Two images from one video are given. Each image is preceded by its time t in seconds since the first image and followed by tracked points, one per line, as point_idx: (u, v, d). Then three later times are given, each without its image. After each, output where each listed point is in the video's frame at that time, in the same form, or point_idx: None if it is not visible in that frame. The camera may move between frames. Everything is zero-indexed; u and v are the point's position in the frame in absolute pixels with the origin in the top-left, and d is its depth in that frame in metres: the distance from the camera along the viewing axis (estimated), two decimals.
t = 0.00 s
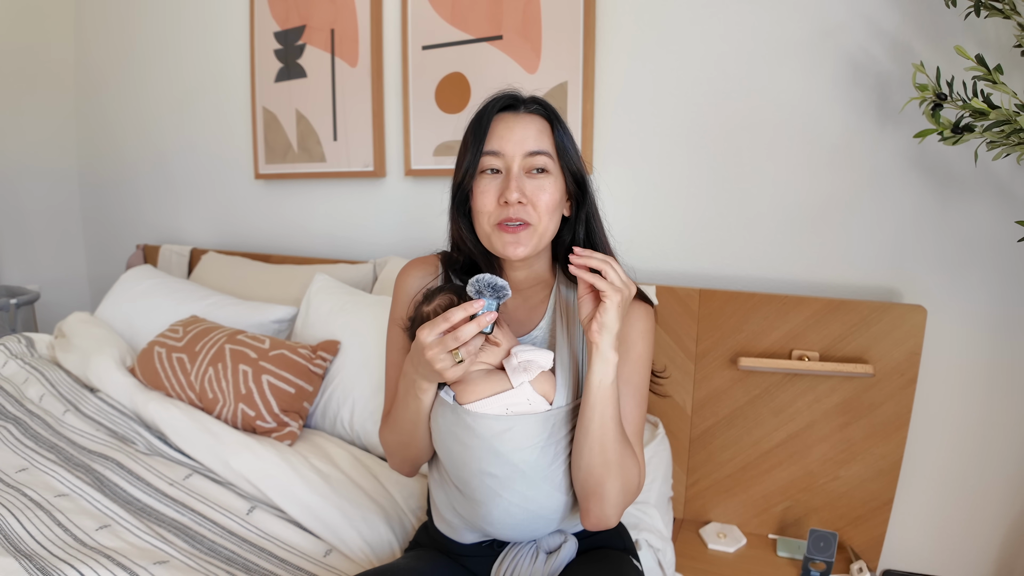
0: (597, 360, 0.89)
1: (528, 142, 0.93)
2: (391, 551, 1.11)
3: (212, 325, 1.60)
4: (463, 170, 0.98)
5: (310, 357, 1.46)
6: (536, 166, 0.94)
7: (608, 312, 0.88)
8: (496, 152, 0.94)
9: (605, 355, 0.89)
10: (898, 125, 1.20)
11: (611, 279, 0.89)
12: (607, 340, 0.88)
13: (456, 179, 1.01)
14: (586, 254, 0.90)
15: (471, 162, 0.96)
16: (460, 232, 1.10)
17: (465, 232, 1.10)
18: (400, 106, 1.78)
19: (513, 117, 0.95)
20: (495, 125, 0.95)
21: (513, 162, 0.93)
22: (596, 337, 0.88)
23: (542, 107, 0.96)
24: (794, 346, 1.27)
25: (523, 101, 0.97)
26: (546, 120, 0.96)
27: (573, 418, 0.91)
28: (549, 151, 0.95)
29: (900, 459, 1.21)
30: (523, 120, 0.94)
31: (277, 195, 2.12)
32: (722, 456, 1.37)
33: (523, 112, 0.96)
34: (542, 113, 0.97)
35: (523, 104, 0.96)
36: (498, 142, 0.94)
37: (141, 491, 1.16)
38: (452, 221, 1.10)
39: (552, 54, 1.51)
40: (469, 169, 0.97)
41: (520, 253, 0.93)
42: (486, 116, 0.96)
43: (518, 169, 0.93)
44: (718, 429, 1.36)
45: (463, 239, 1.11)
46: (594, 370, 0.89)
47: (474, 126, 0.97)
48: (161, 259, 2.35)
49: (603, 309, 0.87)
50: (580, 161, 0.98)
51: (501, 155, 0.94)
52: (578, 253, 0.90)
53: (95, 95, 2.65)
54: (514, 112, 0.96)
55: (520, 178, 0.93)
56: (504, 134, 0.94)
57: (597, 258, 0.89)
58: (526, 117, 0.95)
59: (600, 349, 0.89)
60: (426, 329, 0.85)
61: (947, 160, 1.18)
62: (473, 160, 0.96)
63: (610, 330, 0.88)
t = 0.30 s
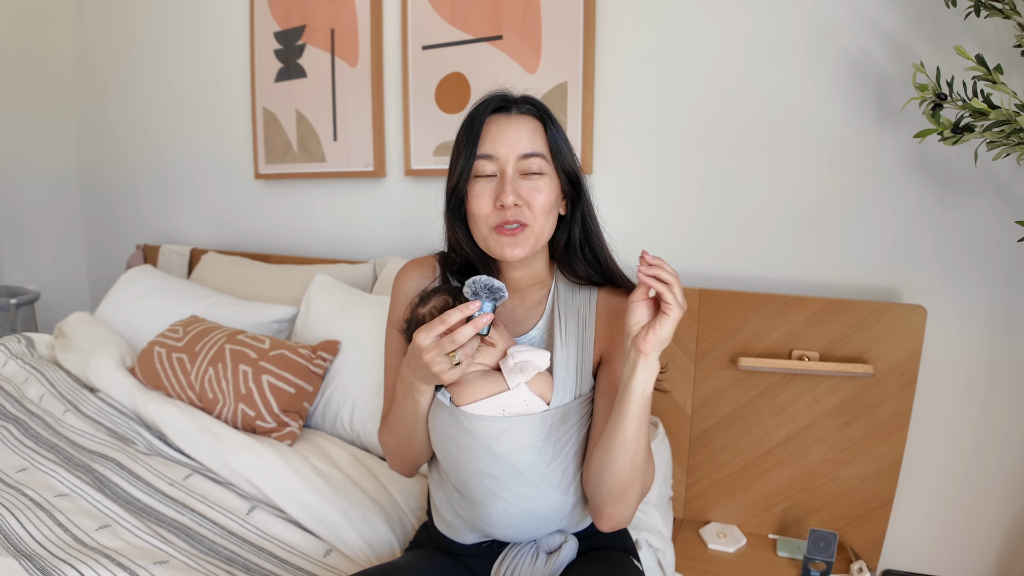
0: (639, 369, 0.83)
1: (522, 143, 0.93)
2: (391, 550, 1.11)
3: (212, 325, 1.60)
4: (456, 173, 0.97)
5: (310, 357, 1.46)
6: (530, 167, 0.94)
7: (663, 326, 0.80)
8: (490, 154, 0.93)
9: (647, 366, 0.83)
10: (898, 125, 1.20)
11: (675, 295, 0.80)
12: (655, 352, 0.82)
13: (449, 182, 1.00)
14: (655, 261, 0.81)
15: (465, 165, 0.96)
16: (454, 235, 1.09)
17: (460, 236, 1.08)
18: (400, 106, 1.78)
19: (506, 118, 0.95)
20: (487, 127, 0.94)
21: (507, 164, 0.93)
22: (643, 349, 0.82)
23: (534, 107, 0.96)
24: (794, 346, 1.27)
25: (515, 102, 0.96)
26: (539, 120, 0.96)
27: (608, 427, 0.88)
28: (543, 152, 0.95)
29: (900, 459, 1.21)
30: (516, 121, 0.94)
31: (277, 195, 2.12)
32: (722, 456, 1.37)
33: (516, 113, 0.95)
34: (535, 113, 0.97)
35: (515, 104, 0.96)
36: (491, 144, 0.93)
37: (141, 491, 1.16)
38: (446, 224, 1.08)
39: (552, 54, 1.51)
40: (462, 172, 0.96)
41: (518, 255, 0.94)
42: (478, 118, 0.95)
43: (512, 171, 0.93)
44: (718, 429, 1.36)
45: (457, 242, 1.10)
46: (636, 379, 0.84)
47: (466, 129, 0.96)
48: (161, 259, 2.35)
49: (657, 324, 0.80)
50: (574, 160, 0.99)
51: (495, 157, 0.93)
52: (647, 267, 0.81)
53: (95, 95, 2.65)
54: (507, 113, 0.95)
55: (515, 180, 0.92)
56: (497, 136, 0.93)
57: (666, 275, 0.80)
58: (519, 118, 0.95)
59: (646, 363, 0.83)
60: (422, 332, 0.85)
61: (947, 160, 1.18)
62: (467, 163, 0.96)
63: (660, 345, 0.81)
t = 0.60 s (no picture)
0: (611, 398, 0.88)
1: (528, 147, 0.93)
2: (392, 551, 1.11)
3: (212, 325, 1.60)
4: (460, 176, 0.97)
5: (310, 357, 1.46)
6: (536, 171, 0.94)
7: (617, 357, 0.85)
8: (496, 158, 0.93)
9: (615, 393, 0.87)
10: (898, 125, 1.20)
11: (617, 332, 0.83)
12: (618, 384, 0.86)
13: (453, 185, 0.99)
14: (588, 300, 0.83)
15: (470, 169, 0.95)
16: (457, 238, 1.08)
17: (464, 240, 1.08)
18: (400, 106, 1.78)
19: (511, 120, 0.94)
20: (492, 130, 0.94)
21: (514, 168, 0.93)
22: (604, 382, 0.87)
23: (540, 108, 0.96)
24: (794, 346, 1.27)
25: (520, 103, 0.96)
26: (544, 122, 0.96)
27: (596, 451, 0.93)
28: (549, 155, 0.95)
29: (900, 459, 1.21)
30: (522, 123, 0.94)
31: (277, 195, 2.12)
32: (722, 456, 1.37)
33: (521, 114, 0.95)
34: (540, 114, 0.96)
35: (520, 106, 0.96)
36: (497, 148, 0.93)
37: (141, 491, 1.16)
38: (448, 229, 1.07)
39: (552, 54, 1.51)
40: (467, 175, 0.96)
41: (525, 263, 0.93)
42: (483, 120, 0.95)
43: (518, 176, 0.93)
44: (718, 429, 1.36)
45: (460, 246, 1.09)
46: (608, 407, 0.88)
47: (470, 131, 0.96)
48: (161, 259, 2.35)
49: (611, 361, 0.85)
50: (579, 161, 0.98)
51: (501, 161, 0.93)
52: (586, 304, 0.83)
53: (95, 95, 2.65)
54: (512, 115, 0.95)
55: (522, 184, 0.92)
56: (502, 139, 0.93)
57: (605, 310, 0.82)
58: (524, 120, 0.94)
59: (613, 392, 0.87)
60: (428, 339, 0.84)
61: (947, 160, 1.18)
62: (471, 167, 0.95)
63: (621, 374, 0.86)
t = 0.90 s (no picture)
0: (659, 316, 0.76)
1: (522, 157, 0.91)
2: (392, 551, 1.11)
3: (212, 325, 1.60)
4: (454, 182, 0.97)
5: (309, 356, 1.46)
6: (530, 182, 0.92)
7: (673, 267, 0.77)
8: (488, 168, 0.92)
9: (677, 392, 0.74)
10: (897, 125, 1.20)
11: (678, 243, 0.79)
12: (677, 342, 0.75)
13: (447, 189, 0.99)
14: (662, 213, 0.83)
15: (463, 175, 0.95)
16: (449, 241, 1.08)
17: (455, 245, 1.08)
18: (400, 106, 1.78)
19: (506, 126, 0.92)
20: (486, 137, 0.93)
21: (506, 178, 0.91)
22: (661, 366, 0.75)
23: (537, 111, 0.93)
24: (794, 346, 1.27)
25: (516, 107, 0.93)
26: (541, 127, 0.93)
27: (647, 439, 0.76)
28: (545, 163, 0.93)
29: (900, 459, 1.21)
30: (517, 130, 0.92)
31: (277, 195, 2.12)
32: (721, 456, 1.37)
33: (517, 119, 0.93)
34: (536, 117, 0.94)
35: (516, 110, 0.93)
36: (490, 157, 0.92)
37: (141, 491, 1.15)
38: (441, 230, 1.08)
39: (552, 53, 1.51)
40: (461, 182, 0.96)
41: (514, 275, 0.93)
42: (477, 127, 0.93)
43: (511, 187, 0.91)
44: (717, 428, 1.36)
45: (453, 250, 1.10)
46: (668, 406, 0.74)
47: (465, 138, 0.95)
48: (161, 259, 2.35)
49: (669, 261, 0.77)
50: (576, 166, 0.95)
51: (493, 172, 0.92)
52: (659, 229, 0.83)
53: (95, 94, 2.65)
54: (507, 120, 0.93)
55: (514, 195, 0.91)
56: (496, 148, 0.91)
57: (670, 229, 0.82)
58: (519, 126, 0.92)
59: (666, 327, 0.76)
60: (414, 347, 0.85)
61: (946, 159, 1.18)
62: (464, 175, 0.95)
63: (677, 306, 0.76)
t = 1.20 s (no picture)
0: (688, 322, 0.64)
1: (523, 153, 0.91)
2: (391, 551, 1.11)
3: (212, 325, 1.60)
4: (454, 180, 0.97)
5: (309, 356, 1.46)
6: (531, 178, 0.93)
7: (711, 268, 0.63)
8: (489, 165, 0.92)
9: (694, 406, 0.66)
10: (897, 125, 1.20)
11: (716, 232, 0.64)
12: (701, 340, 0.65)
13: (446, 187, 0.99)
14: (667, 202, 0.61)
15: (463, 173, 0.95)
16: (448, 239, 1.08)
17: (455, 244, 1.08)
18: (400, 106, 1.79)
19: (506, 123, 0.92)
20: (486, 134, 0.93)
21: (507, 176, 0.92)
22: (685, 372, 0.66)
23: (537, 108, 0.93)
24: (794, 346, 1.27)
25: (515, 105, 0.93)
26: (541, 124, 0.94)
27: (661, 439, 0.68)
28: (545, 160, 0.93)
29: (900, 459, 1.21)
30: (517, 127, 0.92)
31: (277, 195, 2.12)
32: (721, 456, 1.36)
33: (517, 116, 0.93)
34: (536, 114, 0.94)
35: (516, 108, 0.93)
36: (490, 154, 0.92)
37: (141, 491, 1.15)
38: (440, 229, 1.08)
39: (552, 53, 1.51)
40: (460, 180, 0.96)
41: (516, 272, 0.94)
42: (477, 125, 0.93)
43: (512, 184, 0.92)
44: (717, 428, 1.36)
45: (453, 249, 1.09)
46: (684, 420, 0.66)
47: (465, 135, 0.95)
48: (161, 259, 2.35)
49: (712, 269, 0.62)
50: (576, 163, 0.96)
51: (494, 168, 0.92)
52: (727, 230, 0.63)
53: (95, 94, 2.65)
54: (507, 118, 0.93)
55: (515, 192, 0.92)
56: (496, 145, 0.91)
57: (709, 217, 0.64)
58: (520, 123, 0.92)
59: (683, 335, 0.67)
60: (414, 349, 0.84)
61: (946, 160, 1.18)
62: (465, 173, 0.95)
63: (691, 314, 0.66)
